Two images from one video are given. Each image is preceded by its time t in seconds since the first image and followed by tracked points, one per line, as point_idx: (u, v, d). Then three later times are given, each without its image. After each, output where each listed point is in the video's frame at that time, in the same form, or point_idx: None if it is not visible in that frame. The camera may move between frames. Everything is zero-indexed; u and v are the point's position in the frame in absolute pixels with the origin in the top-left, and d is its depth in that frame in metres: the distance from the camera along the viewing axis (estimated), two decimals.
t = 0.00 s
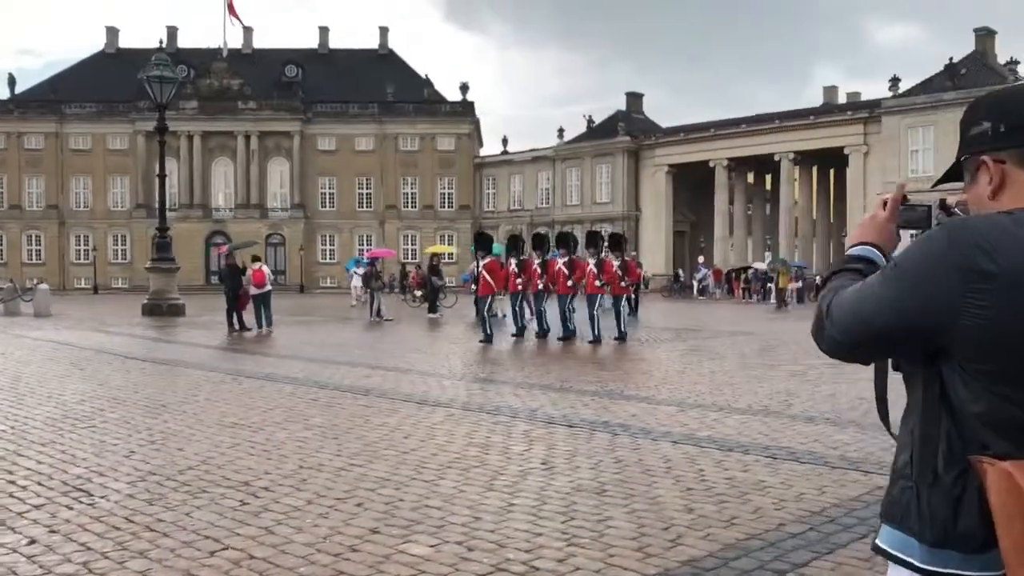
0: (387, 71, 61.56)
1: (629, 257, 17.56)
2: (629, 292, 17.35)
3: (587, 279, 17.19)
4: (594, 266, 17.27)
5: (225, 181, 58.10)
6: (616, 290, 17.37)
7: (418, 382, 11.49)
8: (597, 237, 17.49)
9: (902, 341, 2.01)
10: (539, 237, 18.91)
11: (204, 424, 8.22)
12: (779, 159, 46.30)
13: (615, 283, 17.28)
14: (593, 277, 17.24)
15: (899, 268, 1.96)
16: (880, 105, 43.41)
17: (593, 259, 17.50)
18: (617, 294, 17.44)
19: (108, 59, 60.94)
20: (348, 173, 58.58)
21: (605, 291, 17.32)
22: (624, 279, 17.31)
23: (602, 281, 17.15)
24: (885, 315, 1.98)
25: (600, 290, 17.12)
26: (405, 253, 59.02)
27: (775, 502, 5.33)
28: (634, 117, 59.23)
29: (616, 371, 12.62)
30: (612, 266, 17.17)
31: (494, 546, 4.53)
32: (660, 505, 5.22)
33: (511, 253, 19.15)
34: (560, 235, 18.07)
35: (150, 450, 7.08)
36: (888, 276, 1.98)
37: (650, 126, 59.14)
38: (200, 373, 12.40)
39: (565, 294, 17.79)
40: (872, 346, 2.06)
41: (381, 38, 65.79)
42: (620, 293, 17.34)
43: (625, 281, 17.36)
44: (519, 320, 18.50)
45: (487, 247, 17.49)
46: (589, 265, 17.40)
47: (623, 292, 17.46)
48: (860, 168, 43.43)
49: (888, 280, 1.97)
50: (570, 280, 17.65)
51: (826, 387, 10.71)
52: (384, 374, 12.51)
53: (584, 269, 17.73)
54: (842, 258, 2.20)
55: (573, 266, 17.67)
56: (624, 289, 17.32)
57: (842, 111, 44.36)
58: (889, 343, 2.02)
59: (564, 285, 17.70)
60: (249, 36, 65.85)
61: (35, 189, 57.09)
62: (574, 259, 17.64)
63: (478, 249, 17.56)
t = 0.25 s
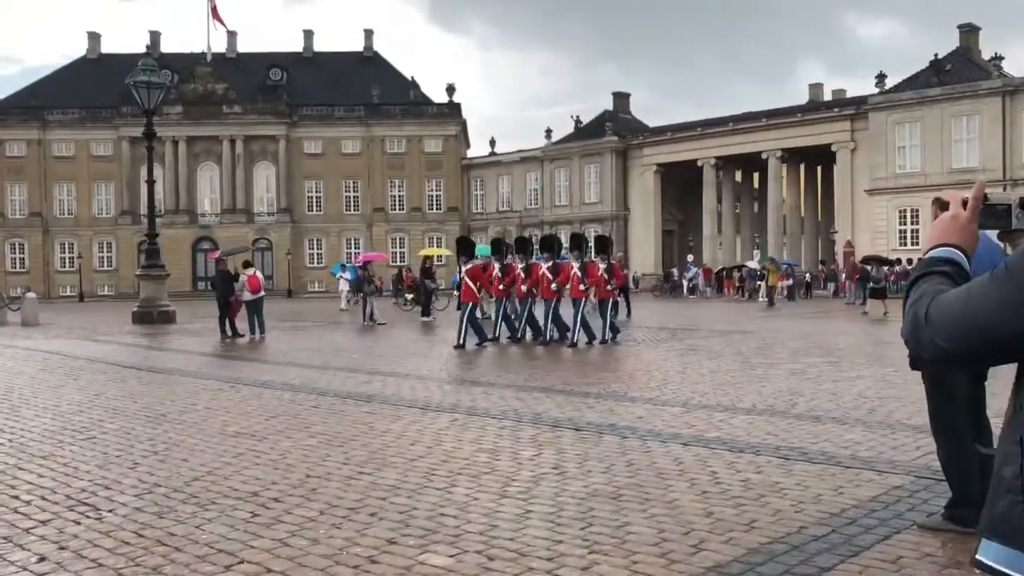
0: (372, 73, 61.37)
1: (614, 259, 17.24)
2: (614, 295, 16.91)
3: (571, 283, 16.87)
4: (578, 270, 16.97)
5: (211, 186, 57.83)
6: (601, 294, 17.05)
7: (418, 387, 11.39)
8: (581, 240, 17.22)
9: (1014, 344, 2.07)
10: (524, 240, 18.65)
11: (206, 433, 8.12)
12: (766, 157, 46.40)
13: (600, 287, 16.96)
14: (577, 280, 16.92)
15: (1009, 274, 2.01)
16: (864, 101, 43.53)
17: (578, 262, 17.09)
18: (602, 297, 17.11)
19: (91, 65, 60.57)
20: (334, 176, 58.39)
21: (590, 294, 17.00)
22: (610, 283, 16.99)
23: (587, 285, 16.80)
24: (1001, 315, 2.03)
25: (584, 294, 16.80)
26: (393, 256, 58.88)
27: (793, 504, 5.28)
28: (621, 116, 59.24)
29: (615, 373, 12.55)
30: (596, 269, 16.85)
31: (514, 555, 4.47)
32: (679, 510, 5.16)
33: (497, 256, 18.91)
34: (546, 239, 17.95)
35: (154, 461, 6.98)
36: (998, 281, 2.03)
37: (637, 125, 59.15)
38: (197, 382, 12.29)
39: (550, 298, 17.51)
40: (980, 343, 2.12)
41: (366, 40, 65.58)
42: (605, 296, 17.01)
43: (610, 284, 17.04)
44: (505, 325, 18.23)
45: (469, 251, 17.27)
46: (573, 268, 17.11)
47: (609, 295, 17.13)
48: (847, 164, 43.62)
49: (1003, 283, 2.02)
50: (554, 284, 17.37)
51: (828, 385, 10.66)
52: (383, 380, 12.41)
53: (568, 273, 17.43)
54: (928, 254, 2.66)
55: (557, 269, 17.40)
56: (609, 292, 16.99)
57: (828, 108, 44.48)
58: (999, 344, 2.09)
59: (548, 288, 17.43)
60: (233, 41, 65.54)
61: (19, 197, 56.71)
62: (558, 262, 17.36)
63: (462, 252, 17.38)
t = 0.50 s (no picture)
0: (369, 82, 61.42)
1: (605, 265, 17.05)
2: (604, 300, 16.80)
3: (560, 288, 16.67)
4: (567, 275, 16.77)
5: (207, 194, 57.78)
6: (592, 300, 16.85)
7: (421, 396, 11.34)
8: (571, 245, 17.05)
9: None
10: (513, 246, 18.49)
11: (211, 443, 8.06)
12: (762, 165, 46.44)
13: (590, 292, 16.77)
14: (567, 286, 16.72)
15: None
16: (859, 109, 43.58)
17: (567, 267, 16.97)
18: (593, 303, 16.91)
19: (87, 73, 60.50)
20: (331, 184, 58.37)
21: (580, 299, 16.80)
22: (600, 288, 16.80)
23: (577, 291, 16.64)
24: None
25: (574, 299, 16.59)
26: (389, 264, 58.82)
27: (808, 515, 5.24)
28: (617, 124, 59.34)
29: (617, 381, 12.51)
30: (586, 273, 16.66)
31: (531, 568, 4.43)
32: (693, 522, 5.12)
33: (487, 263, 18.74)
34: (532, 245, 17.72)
35: (160, 472, 6.93)
36: None
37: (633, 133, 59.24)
38: (199, 390, 12.22)
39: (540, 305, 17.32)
40: None
41: (362, 48, 65.64)
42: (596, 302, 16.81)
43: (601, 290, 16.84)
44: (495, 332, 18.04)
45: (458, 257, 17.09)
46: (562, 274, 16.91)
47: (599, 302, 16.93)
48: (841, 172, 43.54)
49: None
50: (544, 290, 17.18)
51: (832, 393, 10.64)
52: (386, 388, 12.36)
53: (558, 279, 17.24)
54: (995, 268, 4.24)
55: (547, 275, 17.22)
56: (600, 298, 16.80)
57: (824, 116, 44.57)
58: None
59: (538, 295, 17.24)
60: (229, 49, 65.55)
61: (14, 205, 56.57)
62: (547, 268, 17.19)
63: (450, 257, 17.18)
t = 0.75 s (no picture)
0: (381, 101, 61.66)
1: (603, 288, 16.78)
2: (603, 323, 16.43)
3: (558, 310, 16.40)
4: (565, 296, 16.51)
5: (218, 210, 57.96)
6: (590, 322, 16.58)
7: (432, 415, 11.27)
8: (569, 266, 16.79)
9: None
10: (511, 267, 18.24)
11: (223, 460, 8.01)
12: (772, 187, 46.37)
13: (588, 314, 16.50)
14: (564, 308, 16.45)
15: None
16: (870, 132, 43.53)
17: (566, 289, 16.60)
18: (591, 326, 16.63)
19: (102, 89, 60.90)
20: (341, 201, 58.53)
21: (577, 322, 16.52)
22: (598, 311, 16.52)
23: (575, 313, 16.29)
24: None
25: (571, 321, 16.31)
26: (399, 281, 58.84)
27: (831, 542, 5.15)
28: (628, 145, 59.40)
29: (628, 402, 12.42)
30: (583, 295, 16.39)
31: None
32: (714, 547, 5.04)
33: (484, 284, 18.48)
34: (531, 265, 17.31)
35: (172, 488, 6.87)
36: None
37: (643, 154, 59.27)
38: (209, 406, 12.17)
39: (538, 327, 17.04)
40: None
41: (374, 67, 65.96)
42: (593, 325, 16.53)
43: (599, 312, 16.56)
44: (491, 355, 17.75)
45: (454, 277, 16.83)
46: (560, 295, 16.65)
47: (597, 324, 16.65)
48: (852, 195, 43.44)
49: None
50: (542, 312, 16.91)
51: (847, 417, 10.53)
52: (397, 406, 12.29)
53: (556, 300, 16.97)
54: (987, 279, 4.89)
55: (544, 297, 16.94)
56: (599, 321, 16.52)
57: (834, 139, 44.54)
58: None
59: (535, 317, 16.97)
60: (242, 66, 65.93)
61: (27, 219, 56.83)
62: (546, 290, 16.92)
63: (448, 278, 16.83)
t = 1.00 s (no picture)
0: (395, 121, 61.88)
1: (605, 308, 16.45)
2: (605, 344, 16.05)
3: (558, 330, 16.04)
4: (565, 316, 16.17)
5: (231, 228, 58.11)
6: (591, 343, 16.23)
7: (444, 438, 11.16)
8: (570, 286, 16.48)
9: None
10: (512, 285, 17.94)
11: (233, 481, 7.91)
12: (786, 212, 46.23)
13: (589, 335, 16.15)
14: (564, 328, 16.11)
15: None
16: (885, 157, 43.40)
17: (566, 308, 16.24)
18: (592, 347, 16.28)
19: (118, 107, 61.32)
20: (354, 220, 58.65)
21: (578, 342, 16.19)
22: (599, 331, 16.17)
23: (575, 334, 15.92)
24: None
25: (571, 342, 15.95)
26: (410, 301, 58.79)
27: None
28: (640, 167, 59.38)
29: (642, 427, 12.26)
30: (584, 315, 16.05)
31: None
32: None
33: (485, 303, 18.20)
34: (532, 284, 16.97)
35: (181, 510, 6.77)
36: None
37: (656, 177, 59.23)
38: (219, 426, 12.06)
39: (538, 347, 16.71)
40: None
41: (388, 88, 66.24)
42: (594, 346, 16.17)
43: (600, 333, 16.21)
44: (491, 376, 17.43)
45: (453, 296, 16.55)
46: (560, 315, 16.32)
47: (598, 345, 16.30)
48: (866, 220, 43.25)
49: None
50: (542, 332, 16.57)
51: (865, 445, 10.35)
52: (409, 429, 12.16)
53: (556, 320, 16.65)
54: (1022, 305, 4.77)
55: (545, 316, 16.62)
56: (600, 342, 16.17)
57: (849, 163, 44.41)
58: None
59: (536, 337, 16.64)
60: (258, 86, 66.35)
61: (42, 234, 57.10)
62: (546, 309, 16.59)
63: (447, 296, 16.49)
